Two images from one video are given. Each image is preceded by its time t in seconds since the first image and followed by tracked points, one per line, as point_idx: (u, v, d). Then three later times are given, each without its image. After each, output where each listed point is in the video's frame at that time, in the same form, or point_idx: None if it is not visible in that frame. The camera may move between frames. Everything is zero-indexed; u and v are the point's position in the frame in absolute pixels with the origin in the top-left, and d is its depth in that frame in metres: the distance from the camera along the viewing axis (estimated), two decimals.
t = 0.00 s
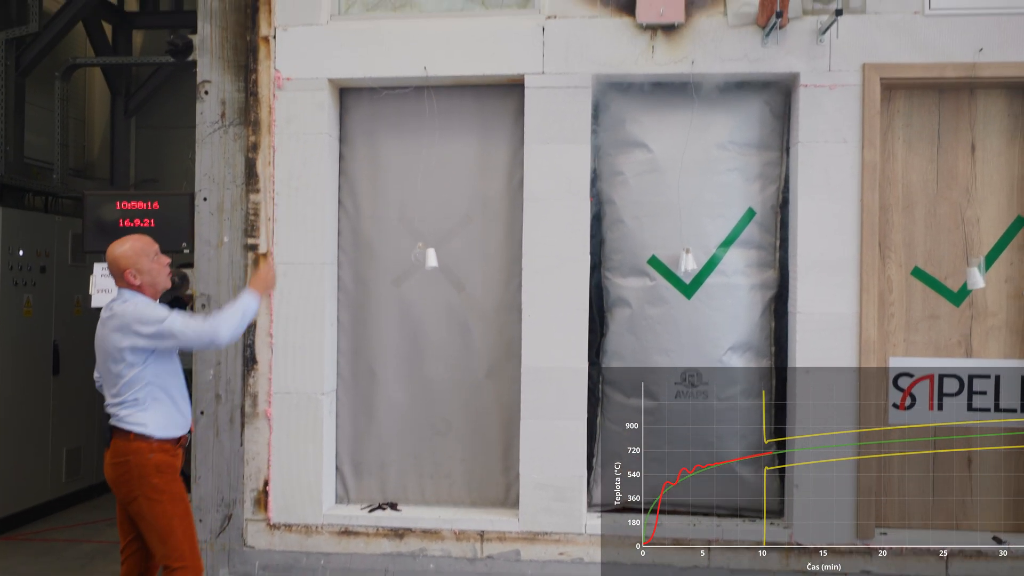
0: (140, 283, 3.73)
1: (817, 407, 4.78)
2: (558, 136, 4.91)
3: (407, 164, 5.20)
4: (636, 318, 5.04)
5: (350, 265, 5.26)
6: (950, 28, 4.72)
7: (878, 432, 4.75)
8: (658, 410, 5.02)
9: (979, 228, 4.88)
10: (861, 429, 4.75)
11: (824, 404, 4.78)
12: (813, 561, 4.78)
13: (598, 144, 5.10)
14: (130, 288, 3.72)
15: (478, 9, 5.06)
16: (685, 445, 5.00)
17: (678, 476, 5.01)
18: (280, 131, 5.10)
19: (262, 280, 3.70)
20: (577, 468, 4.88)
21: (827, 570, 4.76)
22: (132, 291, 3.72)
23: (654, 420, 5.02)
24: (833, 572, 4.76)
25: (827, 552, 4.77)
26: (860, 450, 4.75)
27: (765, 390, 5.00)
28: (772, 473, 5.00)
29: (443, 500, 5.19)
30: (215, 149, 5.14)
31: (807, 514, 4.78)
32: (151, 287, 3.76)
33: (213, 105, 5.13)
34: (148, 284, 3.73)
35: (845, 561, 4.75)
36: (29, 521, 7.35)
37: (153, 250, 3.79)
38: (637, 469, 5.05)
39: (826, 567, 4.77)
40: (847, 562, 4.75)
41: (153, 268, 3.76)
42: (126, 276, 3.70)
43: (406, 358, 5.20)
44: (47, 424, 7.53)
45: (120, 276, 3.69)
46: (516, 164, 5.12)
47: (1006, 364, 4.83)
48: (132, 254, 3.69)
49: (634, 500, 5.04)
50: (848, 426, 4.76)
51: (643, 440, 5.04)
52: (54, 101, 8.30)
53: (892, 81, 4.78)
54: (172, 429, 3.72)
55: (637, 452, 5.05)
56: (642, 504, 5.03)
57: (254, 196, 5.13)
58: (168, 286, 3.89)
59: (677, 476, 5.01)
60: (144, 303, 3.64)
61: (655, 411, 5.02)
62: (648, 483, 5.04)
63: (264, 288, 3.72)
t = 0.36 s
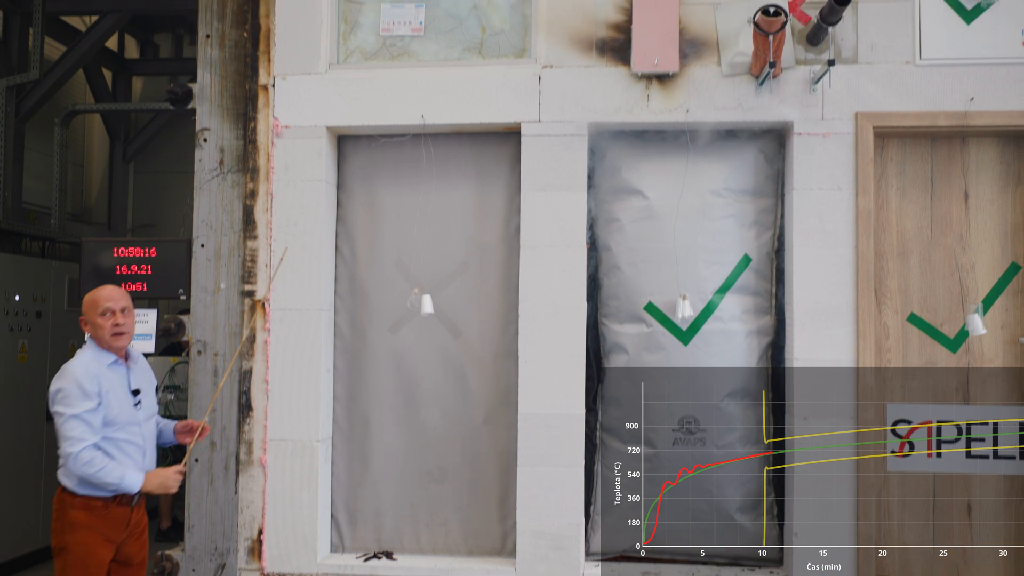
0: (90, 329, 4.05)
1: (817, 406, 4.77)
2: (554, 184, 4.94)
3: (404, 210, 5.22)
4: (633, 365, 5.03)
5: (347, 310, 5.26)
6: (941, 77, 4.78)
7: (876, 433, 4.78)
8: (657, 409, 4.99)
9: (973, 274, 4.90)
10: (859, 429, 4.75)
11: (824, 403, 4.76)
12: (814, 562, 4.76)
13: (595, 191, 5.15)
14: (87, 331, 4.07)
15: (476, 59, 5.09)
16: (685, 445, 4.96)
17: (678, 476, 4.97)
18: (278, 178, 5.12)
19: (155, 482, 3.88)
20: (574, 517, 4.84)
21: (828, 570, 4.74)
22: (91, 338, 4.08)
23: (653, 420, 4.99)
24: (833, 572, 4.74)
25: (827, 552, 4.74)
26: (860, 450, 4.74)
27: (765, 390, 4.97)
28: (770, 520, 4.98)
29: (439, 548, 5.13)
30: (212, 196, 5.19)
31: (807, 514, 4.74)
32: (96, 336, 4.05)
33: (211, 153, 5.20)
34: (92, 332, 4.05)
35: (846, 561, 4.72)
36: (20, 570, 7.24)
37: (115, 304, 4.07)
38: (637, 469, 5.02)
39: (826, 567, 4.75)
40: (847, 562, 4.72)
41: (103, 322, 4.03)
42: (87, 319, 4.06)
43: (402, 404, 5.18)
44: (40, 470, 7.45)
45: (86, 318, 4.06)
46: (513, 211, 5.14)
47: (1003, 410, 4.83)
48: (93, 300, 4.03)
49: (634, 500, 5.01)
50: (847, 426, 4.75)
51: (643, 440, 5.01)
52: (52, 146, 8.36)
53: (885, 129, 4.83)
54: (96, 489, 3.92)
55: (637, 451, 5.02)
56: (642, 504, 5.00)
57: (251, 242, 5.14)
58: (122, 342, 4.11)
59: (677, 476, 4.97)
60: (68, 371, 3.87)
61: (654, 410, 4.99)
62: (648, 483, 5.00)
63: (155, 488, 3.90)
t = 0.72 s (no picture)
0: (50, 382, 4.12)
1: (817, 407, 4.78)
2: (551, 234, 4.97)
3: (400, 259, 5.24)
4: (631, 415, 5.01)
5: (343, 359, 5.25)
6: (932, 128, 4.83)
7: (873, 430, 4.79)
8: (657, 411, 4.98)
9: (969, 324, 4.91)
10: (857, 429, 4.75)
11: (824, 404, 4.77)
12: (814, 562, 4.73)
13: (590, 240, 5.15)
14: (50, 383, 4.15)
15: (473, 111, 5.14)
16: (685, 445, 4.95)
17: (678, 476, 4.94)
18: (276, 229, 5.14)
19: (91, 527, 3.85)
20: (572, 569, 4.79)
21: (828, 570, 4.72)
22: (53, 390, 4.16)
23: (653, 420, 4.98)
24: (833, 572, 4.72)
25: (827, 552, 4.72)
26: (858, 450, 4.74)
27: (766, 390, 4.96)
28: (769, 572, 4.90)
29: None
30: (210, 246, 5.21)
31: (807, 514, 4.74)
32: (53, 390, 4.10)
33: (210, 203, 5.23)
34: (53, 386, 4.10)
35: (846, 561, 4.71)
36: None
37: (70, 361, 4.09)
38: (637, 469, 4.98)
39: (826, 567, 4.72)
40: (847, 562, 4.71)
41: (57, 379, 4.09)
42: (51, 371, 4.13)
43: (398, 454, 5.15)
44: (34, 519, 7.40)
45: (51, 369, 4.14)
46: (509, 260, 5.16)
47: (1002, 459, 4.81)
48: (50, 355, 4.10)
49: (634, 500, 4.98)
50: (846, 426, 4.75)
51: (643, 440, 4.99)
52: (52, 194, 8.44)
53: (878, 180, 4.87)
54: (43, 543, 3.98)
55: (637, 451, 4.99)
56: (642, 504, 4.97)
57: (248, 291, 5.15)
58: (75, 398, 4.10)
59: (677, 476, 4.94)
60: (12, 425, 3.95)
61: (654, 411, 4.98)
62: (648, 483, 4.96)
63: (90, 532, 3.84)
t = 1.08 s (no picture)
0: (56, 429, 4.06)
1: (817, 407, 4.80)
2: (547, 282, 4.99)
3: (397, 307, 5.25)
4: (628, 463, 4.99)
5: (339, 407, 5.23)
6: (925, 178, 4.87)
7: (868, 431, 4.80)
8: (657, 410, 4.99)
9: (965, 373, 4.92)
10: (853, 429, 4.77)
11: (823, 403, 4.79)
12: (813, 564, 4.72)
13: (586, 289, 5.15)
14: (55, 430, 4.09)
15: (470, 160, 5.20)
16: (685, 445, 4.96)
17: (678, 476, 4.94)
18: (273, 276, 5.17)
19: (22, 508, 3.57)
20: None
21: (828, 572, 4.71)
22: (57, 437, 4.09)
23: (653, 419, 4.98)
24: (833, 575, 4.70)
25: (827, 554, 4.71)
26: (854, 454, 4.75)
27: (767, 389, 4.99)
28: None
29: None
30: (207, 294, 5.22)
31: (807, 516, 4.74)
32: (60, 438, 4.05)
33: (207, 252, 5.25)
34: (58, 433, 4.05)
35: (846, 563, 4.70)
36: None
37: (78, 407, 4.05)
38: (637, 469, 4.97)
39: (826, 570, 4.71)
40: (847, 565, 4.69)
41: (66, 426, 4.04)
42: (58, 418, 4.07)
43: (393, 503, 5.11)
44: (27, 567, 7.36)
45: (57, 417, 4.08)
46: (506, 308, 5.17)
47: (1004, 510, 4.80)
48: (56, 401, 4.04)
49: (634, 500, 4.96)
50: (843, 426, 4.77)
51: (643, 440, 4.99)
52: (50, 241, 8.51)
53: (872, 228, 4.89)
54: None
55: (637, 452, 4.99)
56: (642, 504, 4.95)
57: (244, 339, 5.15)
58: (82, 443, 4.07)
59: (677, 476, 4.94)
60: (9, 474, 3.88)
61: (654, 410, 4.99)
62: (648, 483, 4.96)
63: (25, 517, 3.57)
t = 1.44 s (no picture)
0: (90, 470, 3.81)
1: (817, 407, 4.80)
2: (543, 321, 4.99)
3: (392, 347, 5.25)
4: (625, 504, 4.95)
5: (334, 448, 5.20)
6: (919, 218, 4.90)
7: (863, 431, 4.80)
8: (657, 410, 5.00)
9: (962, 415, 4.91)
10: (849, 429, 4.76)
11: (823, 416, 4.79)
12: (813, 562, 4.70)
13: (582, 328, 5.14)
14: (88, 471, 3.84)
15: (466, 200, 5.23)
16: (685, 445, 4.96)
17: (678, 476, 4.94)
18: (270, 315, 5.17)
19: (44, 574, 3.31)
20: None
21: (828, 570, 4.69)
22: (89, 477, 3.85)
23: (654, 420, 4.99)
24: (833, 572, 4.69)
25: (827, 552, 4.70)
26: (849, 451, 4.74)
27: (766, 389, 5.00)
28: None
29: None
30: (203, 333, 5.19)
31: (807, 514, 4.73)
32: (94, 479, 3.81)
33: (204, 290, 5.23)
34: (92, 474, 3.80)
35: (845, 561, 4.68)
36: None
37: (116, 447, 3.82)
38: (637, 469, 4.97)
39: (826, 568, 4.69)
40: (847, 562, 4.68)
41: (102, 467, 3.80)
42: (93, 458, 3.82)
43: (388, 545, 5.06)
44: None
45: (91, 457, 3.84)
46: (502, 347, 5.17)
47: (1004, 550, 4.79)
48: (93, 439, 3.81)
49: (634, 500, 4.95)
50: (842, 426, 4.77)
51: (643, 440, 4.99)
52: (47, 279, 8.56)
53: (869, 268, 4.89)
54: None
55: (637, 452, 4.99)
56: (642, 504, 4.94)
57: (240, 379, 5.14)
58: (117, 486, 3.82)
59: (677, 476, 4.94)
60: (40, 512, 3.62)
61: (654, 410, 5.00)
62: (648, 483, 4.95)
63: None
